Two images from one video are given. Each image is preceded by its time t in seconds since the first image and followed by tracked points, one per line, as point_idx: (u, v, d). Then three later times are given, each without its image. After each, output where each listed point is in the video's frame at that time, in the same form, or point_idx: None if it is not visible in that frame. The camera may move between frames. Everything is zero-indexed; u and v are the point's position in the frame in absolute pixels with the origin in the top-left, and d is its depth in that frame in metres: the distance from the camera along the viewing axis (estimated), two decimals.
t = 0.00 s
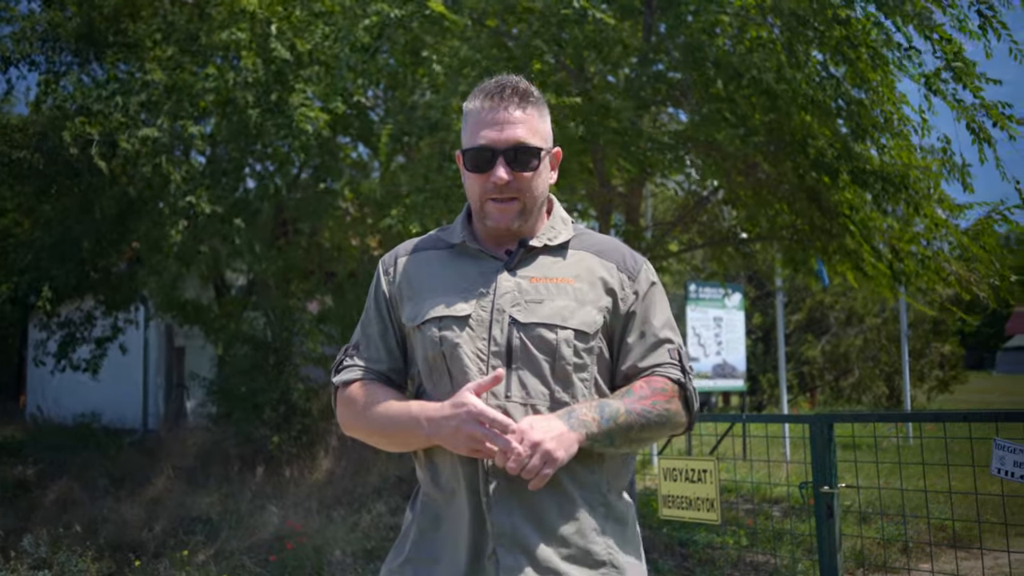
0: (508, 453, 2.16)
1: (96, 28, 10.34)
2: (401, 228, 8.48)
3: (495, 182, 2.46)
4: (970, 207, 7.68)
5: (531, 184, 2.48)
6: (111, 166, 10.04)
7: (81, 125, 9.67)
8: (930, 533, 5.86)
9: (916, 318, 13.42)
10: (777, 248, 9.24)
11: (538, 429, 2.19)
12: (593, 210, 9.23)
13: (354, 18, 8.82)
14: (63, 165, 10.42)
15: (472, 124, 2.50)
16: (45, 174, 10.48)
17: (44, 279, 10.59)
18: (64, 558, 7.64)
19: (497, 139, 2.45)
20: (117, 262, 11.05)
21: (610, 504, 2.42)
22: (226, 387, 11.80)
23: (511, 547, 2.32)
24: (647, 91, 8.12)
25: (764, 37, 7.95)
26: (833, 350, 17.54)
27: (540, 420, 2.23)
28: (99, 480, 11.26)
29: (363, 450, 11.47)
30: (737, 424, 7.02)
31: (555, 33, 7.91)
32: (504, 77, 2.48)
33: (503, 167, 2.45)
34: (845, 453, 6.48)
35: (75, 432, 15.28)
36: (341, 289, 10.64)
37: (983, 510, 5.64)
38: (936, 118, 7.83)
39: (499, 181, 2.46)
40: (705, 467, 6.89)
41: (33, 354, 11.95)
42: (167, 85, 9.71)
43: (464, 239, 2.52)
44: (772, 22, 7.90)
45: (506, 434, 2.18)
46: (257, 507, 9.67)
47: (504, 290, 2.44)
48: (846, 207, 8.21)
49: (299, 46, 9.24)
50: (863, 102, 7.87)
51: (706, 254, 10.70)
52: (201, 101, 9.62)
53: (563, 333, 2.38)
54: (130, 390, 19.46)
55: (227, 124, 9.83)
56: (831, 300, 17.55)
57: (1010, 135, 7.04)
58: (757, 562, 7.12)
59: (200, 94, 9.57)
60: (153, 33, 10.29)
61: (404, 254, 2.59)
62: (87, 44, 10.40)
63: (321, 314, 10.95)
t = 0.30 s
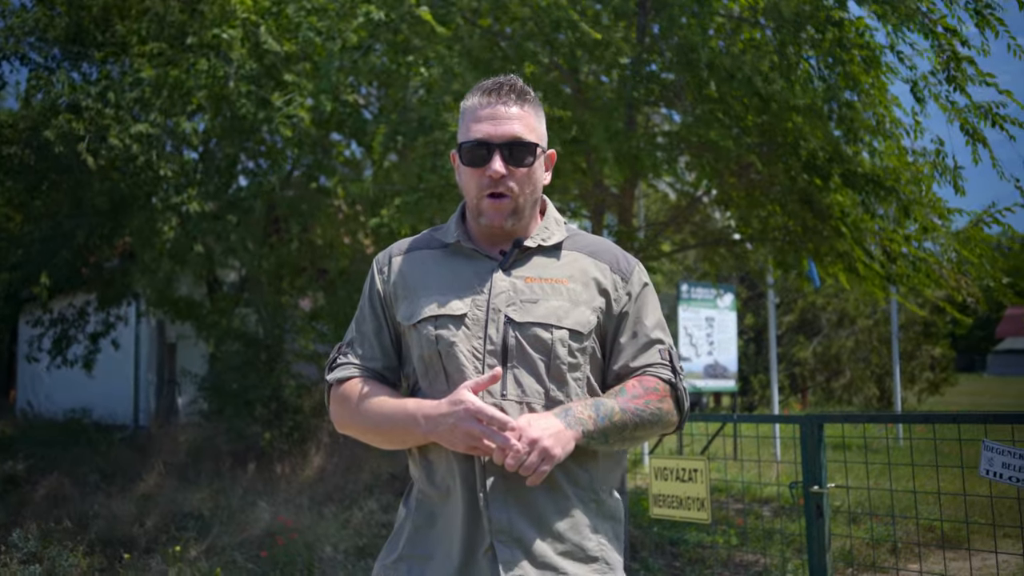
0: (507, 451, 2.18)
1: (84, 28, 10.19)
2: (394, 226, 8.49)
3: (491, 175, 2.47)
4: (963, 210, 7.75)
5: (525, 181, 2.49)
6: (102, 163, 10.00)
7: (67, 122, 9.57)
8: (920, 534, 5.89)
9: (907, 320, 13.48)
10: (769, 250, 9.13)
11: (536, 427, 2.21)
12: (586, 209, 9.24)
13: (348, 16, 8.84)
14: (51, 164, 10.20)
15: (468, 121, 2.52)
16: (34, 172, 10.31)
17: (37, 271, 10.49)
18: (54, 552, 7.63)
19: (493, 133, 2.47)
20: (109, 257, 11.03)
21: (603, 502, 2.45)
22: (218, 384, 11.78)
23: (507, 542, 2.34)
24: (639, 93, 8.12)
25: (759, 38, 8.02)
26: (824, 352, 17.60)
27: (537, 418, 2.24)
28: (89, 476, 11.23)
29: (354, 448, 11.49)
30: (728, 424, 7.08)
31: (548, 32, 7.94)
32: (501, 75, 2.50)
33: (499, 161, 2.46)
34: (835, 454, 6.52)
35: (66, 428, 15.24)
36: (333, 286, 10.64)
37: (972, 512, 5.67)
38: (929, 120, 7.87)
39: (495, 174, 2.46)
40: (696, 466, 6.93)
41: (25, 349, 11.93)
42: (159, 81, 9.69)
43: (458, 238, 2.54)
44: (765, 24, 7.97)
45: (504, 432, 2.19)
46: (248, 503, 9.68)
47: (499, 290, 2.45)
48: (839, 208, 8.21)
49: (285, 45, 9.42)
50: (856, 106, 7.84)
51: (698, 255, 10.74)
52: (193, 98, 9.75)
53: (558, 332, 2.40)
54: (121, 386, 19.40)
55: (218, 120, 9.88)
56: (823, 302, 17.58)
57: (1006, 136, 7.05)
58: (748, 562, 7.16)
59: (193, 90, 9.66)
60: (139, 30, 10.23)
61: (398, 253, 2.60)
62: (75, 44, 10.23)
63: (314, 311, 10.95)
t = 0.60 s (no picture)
0: (509, 447, 2.19)
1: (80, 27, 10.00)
2: (391, 225, 8.50)
3: (494, 176, 2.46)
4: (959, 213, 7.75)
5: (528, 181, 2.49)
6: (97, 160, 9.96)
7: (60, 125, 9.50)
8: (913, 535, 5.91)
9: (902, 322, 13.52)
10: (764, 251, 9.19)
11: (536, 424, 2.21)
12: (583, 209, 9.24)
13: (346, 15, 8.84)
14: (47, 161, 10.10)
15: (472, 121, 2.52)
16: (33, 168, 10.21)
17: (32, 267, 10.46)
18: (48, 548, 7.62)
19: (497, 134, 2.47)
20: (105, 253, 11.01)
21: (601, 501, 2.47)
22: (214, 381, 11.78)
23: (506, 539, 2.34)
24: (637, 95, 8.14)
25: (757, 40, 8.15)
26: (819, 353, 17.65)
27: (538, 415, 2.25)
28: (83, 472, 11.21)
29: (349, 446, 11.49)
30: (724, 425, 7.09)
31: (546, 32, 7.96)
32: (507, 76, 2.50)
33: (502, 162, 2.46)
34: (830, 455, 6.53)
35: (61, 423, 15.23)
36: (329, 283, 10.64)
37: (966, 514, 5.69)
38: (925, 123, 7.89)
39: (498, 176, 2.46)
40: (691, 467, 6.93)
41: (20, 345, 11.91)
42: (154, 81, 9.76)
43: (461, 238, 2.54)
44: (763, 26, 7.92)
45: (506, 429, 2.20)
46: (243, 501, 9.68)
47: (500, 289, 2.45)
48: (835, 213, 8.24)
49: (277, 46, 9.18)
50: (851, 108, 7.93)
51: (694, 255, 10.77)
52: (191, 95, 9.63)
53: (559, 332, 2.41)
54: (116, 383, 19.39)
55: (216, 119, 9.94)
56: (819, 303, 17.61)
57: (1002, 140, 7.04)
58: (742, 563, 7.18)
59: (190, 88, 9.58)
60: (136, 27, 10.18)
61: (401, 252, 2.61)
62: (72, 40, 10.03)
63: (310, 309, 10.95)
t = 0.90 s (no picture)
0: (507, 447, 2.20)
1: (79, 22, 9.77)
2: (388, 227, 8.51)
3: (497, 179, 2.49)
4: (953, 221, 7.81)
5: (530, 185, 2.52)
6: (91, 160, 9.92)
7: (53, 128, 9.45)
8: (907, 540, 5.93)
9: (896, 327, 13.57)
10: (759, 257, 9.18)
11: (536, 426, 2.23)
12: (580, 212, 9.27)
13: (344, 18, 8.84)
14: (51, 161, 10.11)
15: (476, 125, 2.54)
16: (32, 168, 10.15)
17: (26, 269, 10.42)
18: (42, 548, 7.60)
19: (500, 138, 2.49)
20: (100, 253, 10.99)
21: (598, 504, 2.49)
22: (208, 381, 11.76)
23: (504, 541, 2.36)
24: (635, 99, 8.15)
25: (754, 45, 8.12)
26: (813, 358, 17.69)
27: (537, 417, 2.27)
28: (77, 472, 11.18)
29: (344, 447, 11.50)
30: (718, 428, 7.11)
31: (543, 36, 7.99)
32: (512, 81, 2.54)
33: (505, 165, 2.49)
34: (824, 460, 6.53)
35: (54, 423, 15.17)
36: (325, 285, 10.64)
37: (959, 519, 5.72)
38: (921, 130, 7.93)
39: (501, 179, 2.49)
40: (686, 470, 6.96)
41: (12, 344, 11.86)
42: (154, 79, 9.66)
43: (463, 241, 2.56)
44: (760, 31, 7.96)
45: (505, 430, 2.21)
46: (237, 503, 9.67)
47: (501, 293, 2.47)
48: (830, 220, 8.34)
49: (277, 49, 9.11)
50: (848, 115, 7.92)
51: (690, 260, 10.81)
52: (188, 97, 9.68)
53: (559, 336, 2.42)
54: (110, 382, 19.35)
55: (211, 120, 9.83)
56: (813, 308, 17.65)
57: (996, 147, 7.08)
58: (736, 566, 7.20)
59: (186, 90, 9.61)
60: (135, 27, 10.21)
61: (403, 256, 2.62)
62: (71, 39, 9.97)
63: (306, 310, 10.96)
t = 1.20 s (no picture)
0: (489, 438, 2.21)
1: (80, 13, 9.63)
2: (384, 227, 8.52)
3: (501, 172, 2.55)
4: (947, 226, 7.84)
5: (532, 181, 2.57)
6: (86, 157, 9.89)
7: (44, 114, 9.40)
8: (899, 542, 5.96)
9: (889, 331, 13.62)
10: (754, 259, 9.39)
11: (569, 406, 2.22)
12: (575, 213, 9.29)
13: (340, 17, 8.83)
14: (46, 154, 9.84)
15: (482, 122, 2.63)
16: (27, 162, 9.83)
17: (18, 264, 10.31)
18: (34, 546, 7.58)
19: (505, 132, 2.58)
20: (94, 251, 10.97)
21: (598, 504, 2.50)
22: (202, 380, 11.75)
23: (504, 541, 2.37)
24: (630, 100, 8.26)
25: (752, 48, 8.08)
26: (806, 361, 17.73)
27: (572, 395, 2.25)
28: (70, 470, 11.16)
29: (338, 447, 11.50)
30: (712, 430, 7.13)
31: (540, 37, 8.01)
32: (518, 82, 2.65)
33: (509, 158, 2.55)
34: (817, 462, 6.55)
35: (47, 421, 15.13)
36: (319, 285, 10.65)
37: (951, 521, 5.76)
38: (915, 135, 7.97)
39: (504, 171, 2.54)
40: (680, 471, 6.99)
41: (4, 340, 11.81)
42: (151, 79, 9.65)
43: (464, 243, 2.57)
44: (758, 35, 8.05)
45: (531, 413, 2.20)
46: (231, 502, 9.66)
47: (503, 295, 2.49)
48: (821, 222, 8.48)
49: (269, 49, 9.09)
50: (844, 119, 7.94)
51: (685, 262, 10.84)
52: (186, 95, 9.79)
53: (560, 338, 2.43)
54: (103, 380, 19.30)
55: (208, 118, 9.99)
56: (807, 310, 17.71)
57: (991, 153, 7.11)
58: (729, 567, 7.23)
59: (184, 88, 9.65)
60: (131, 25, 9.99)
61: (405, 257, 2.63)
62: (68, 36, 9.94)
63: (301, 310, 10.96)
